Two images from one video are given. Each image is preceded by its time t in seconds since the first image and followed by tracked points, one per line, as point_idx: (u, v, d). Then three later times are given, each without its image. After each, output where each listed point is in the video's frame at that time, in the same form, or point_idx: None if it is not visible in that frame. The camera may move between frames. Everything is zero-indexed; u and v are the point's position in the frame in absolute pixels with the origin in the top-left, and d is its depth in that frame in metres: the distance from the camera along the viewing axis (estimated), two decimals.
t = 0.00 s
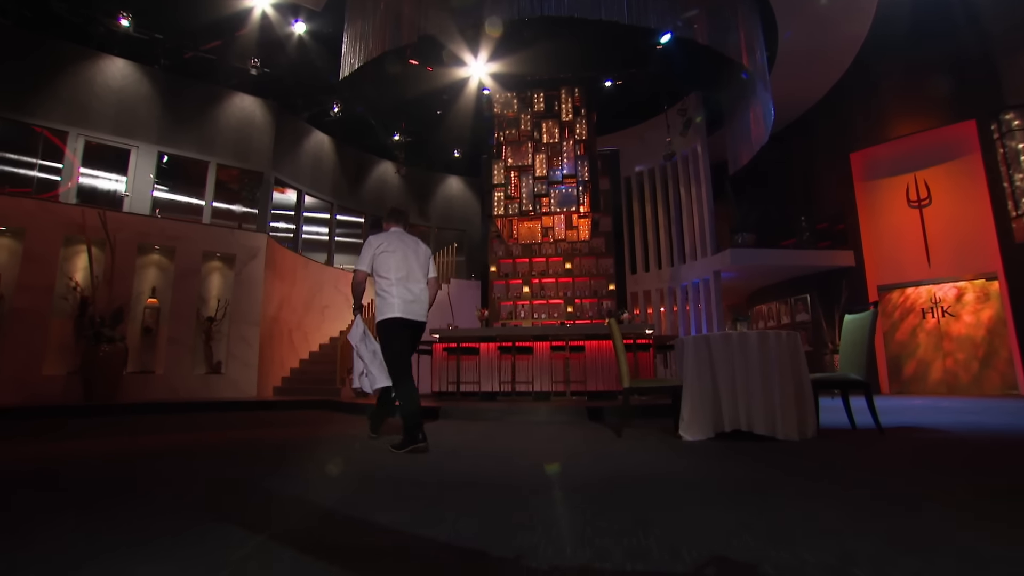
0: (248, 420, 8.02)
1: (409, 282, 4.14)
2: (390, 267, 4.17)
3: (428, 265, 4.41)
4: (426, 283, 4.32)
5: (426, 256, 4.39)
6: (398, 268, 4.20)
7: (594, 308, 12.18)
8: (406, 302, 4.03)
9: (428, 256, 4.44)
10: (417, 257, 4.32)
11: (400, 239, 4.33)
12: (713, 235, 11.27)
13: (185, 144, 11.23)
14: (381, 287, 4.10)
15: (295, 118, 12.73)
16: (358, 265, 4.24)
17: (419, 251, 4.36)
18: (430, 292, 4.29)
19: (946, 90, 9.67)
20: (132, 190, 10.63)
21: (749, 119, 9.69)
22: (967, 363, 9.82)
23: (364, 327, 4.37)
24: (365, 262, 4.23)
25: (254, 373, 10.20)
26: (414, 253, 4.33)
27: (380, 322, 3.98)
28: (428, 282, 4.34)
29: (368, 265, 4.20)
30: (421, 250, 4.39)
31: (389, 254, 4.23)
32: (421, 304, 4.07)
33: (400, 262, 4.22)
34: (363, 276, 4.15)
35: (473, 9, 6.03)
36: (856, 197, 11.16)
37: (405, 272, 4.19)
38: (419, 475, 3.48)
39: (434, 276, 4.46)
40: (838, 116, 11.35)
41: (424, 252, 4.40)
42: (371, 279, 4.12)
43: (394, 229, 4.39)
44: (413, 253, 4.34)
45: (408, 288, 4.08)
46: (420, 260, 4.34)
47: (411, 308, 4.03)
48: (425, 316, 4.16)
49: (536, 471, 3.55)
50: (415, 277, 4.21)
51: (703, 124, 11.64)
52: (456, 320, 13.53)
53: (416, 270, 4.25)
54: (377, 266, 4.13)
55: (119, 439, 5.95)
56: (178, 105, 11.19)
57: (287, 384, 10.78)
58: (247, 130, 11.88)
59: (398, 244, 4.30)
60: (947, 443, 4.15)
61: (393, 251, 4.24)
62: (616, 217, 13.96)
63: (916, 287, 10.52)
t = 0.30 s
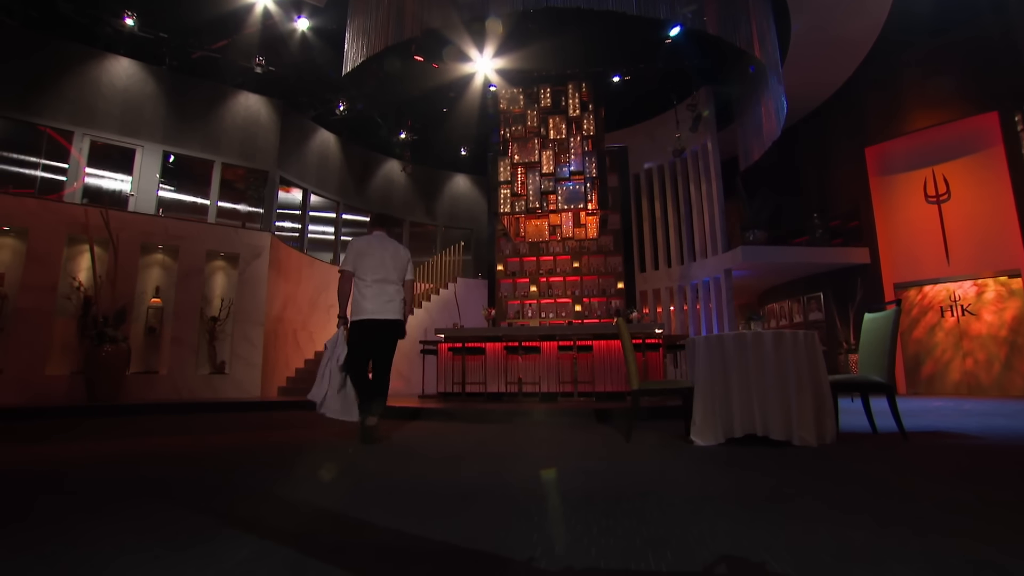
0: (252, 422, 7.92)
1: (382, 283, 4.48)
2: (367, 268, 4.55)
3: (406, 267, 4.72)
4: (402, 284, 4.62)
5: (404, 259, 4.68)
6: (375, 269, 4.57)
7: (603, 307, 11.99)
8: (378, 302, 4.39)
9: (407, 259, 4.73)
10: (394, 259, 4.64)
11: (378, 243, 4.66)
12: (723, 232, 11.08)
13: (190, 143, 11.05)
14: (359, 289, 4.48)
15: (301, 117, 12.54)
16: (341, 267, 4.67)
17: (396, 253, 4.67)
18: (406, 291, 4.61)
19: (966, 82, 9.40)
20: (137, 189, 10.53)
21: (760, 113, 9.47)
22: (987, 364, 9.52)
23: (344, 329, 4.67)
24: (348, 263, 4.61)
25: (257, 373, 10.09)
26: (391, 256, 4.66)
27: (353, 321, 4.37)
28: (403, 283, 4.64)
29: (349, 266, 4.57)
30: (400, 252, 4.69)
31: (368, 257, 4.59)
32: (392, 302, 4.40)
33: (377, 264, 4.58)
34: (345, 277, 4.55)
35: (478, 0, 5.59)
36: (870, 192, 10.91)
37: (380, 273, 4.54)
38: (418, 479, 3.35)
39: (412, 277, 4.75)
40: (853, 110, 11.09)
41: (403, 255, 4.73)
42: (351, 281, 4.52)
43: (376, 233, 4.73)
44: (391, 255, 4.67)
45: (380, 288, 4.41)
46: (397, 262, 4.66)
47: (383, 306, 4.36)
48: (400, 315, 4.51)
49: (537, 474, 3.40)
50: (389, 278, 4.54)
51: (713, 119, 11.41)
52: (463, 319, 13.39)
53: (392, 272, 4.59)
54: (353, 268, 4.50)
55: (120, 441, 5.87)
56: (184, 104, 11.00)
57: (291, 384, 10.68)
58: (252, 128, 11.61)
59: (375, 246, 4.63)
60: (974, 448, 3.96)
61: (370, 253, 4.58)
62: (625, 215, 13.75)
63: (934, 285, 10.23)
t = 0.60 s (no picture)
0: (256, 426, 7.75)
1: (365, 295, 4.99)
2: (351, 281, 5.05)
3: (388, 280, 5.23)
4: (383, 296, 5.13)
5: (386, 273, 5.19)
6: (359, 283, 5.06)
7: (612, 306, 11.80)
8: (360, 313, 4.88)
9: (389, 273, 5.23)
10: (377, 274, 5.15)
11: (363, 258, 5.17)
12: (735, 230, 10.85)
13: (194, 142, 10.81)
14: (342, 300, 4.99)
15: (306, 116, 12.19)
16: (328, 279, 5.18)
17: (379, 268, 5.17)
18: (387, 302, 5.12)
19: (988, 73, 9.11)
20: (142, 188, 10.33)
21: (773, 107, 9.21)
22: (1010, 364, 9.19)
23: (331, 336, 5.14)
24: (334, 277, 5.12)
25: (261, 373, 9.96)
26: (374, 270, 5.17)
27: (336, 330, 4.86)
28: (385, 295, 5.15)
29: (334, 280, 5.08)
30: (382, 267, 5.20)
31: (350, 271, 5.09)
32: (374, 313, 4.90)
33: (360, 277, 5.08)
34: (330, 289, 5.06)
35: None
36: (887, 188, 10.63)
37: (363, 287, 5.05)
38: (419, 483, 3.17)
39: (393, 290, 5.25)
40: (868, 104, 10.82)
41: (384, 268, 5.20)
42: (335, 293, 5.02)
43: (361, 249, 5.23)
44: (374, 270, 5.18)
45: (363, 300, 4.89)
46: (380, 276, 5.16)
47: (363, 316, 4.85)
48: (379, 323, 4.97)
49: (546, 481, 3.22)
50: (372, 291, 5.05)
51: (723, 113, 11.19)
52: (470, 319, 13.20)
53: (374, 285, 5.10)
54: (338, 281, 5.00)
55: (119, 444, 5.75)
56: (189, 102, 10.76)
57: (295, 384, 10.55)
58: (257, 126, 11.31)
59: (360, 261, 5.14)
60: (1005, 453, 3.76)
61: (355, 268, 5.09)
62: (634, 213, 13.47)
63: (953, 283, 9.92)
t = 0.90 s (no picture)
0: (261, 431, 7.51)
1: (355, 297, 5.44)
2: (341, 284, 5.49)
3: (376, 282, 5.68)
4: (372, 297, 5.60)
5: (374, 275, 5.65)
6: (348, 285, 5.50)
7: (624, 306, 11.41)
8: (351, 314, 5.33)
9: (376, 276, 5.69)
10: (365, 276, 5.61)
11: (351, 262, 5.60)
12: (752, 226, 10.49)
13: (199, 140, 10.46)
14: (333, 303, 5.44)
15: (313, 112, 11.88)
16: (318, 283, 5.61)
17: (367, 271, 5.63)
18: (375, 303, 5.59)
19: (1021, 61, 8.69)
20: (146, 187, 10.06)
21: (793, 97, 8.84)
22: None
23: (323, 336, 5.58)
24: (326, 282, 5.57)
25: (264, 374, 9.76)
26: (363, 273, 5.63)
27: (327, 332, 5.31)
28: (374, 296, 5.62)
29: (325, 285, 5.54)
30: (370, 270, 5.66)
31: (340, 275, 5.53)
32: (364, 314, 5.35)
33: (349, 281, 5.52)
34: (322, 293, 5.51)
35: None
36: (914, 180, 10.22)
37: (352, 290, 5.49)
38: (419, 495, 2.91)
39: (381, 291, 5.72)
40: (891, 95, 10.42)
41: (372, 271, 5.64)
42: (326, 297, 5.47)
43: (349, 253, 5.66)
44: (362, 273, 5.64)
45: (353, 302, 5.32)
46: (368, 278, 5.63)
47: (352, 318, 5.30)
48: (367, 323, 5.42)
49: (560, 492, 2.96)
50: (362, 293, 5.51)
51: (739, 105, 10.80)
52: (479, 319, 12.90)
53: (363, 287, 5.56)
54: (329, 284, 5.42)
55: (112, 450, 5.52)
56: (193, 99, 10.42)
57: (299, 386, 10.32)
58: (262, 124, 10.92)
59: (348, 265, 5.57)
60: None
61: (344, 272, 5.54)
62: (648, 209, 13.06)
63: (983, 281, 9.48)
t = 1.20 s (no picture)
0: (260, 439, 7.15)
1: (349, 310, 5.92)
2: (336, 298, 5.96)
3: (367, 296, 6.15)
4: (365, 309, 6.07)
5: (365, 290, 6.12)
6: (343, 299, 5.96)
7: (641, 304, 10.83)
8: (345, 325, 5.78)
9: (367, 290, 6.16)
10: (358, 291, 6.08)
11: (346, 278, 6.08)
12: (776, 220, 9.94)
13: (200, 135, 10.14)
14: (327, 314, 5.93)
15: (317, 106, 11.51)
16: (315, 296, 6.09)
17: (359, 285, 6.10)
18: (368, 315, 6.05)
19: None
20: (145, 184, 9.72)
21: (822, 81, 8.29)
22: None
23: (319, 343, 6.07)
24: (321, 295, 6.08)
25: (265, 377, 9.40)
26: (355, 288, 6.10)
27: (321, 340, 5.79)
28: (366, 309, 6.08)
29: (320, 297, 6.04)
30: (362, 285, 6.13)
31: (334, 288, 6.04)
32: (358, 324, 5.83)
33: (343, 294, 5.98)
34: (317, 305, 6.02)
35: None
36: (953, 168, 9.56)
37: (347, 303, 5.98)
38: (409, 519, 2.50)
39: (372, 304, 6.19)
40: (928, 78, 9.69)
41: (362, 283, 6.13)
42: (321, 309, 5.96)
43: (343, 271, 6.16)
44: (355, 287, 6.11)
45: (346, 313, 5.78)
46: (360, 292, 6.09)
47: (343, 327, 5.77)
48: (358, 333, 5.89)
49: (573, 516, 2.54)
50: (354, 306, 5.99)
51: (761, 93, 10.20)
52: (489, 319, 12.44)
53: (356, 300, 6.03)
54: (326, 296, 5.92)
55: (93, 460, 5.14)
56: (193, 93, 10.09)
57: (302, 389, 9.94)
58: (264, 118, 10.57)
59: (343, 280, 6.04)
60: None
61: (340, 287, 6.02)
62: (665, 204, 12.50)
63: None
